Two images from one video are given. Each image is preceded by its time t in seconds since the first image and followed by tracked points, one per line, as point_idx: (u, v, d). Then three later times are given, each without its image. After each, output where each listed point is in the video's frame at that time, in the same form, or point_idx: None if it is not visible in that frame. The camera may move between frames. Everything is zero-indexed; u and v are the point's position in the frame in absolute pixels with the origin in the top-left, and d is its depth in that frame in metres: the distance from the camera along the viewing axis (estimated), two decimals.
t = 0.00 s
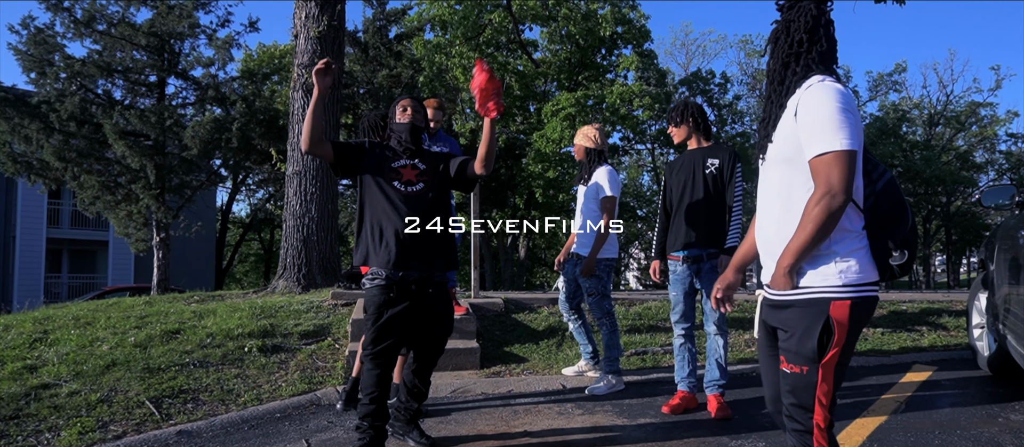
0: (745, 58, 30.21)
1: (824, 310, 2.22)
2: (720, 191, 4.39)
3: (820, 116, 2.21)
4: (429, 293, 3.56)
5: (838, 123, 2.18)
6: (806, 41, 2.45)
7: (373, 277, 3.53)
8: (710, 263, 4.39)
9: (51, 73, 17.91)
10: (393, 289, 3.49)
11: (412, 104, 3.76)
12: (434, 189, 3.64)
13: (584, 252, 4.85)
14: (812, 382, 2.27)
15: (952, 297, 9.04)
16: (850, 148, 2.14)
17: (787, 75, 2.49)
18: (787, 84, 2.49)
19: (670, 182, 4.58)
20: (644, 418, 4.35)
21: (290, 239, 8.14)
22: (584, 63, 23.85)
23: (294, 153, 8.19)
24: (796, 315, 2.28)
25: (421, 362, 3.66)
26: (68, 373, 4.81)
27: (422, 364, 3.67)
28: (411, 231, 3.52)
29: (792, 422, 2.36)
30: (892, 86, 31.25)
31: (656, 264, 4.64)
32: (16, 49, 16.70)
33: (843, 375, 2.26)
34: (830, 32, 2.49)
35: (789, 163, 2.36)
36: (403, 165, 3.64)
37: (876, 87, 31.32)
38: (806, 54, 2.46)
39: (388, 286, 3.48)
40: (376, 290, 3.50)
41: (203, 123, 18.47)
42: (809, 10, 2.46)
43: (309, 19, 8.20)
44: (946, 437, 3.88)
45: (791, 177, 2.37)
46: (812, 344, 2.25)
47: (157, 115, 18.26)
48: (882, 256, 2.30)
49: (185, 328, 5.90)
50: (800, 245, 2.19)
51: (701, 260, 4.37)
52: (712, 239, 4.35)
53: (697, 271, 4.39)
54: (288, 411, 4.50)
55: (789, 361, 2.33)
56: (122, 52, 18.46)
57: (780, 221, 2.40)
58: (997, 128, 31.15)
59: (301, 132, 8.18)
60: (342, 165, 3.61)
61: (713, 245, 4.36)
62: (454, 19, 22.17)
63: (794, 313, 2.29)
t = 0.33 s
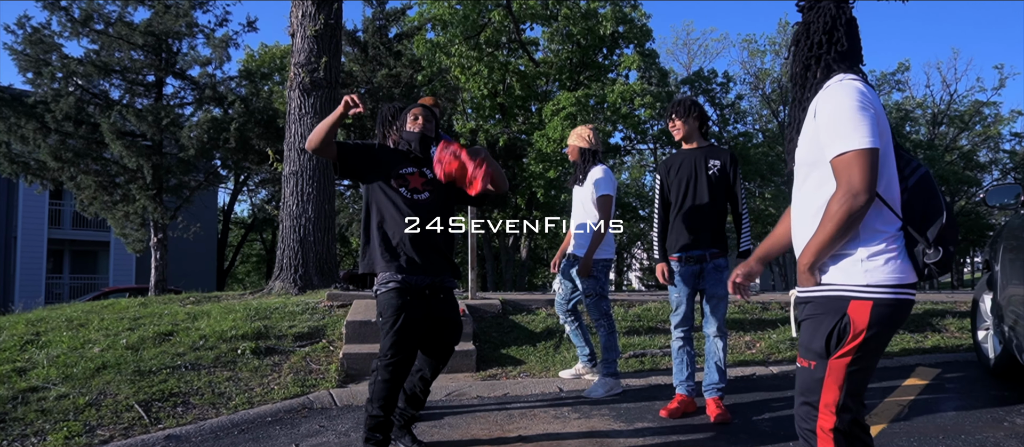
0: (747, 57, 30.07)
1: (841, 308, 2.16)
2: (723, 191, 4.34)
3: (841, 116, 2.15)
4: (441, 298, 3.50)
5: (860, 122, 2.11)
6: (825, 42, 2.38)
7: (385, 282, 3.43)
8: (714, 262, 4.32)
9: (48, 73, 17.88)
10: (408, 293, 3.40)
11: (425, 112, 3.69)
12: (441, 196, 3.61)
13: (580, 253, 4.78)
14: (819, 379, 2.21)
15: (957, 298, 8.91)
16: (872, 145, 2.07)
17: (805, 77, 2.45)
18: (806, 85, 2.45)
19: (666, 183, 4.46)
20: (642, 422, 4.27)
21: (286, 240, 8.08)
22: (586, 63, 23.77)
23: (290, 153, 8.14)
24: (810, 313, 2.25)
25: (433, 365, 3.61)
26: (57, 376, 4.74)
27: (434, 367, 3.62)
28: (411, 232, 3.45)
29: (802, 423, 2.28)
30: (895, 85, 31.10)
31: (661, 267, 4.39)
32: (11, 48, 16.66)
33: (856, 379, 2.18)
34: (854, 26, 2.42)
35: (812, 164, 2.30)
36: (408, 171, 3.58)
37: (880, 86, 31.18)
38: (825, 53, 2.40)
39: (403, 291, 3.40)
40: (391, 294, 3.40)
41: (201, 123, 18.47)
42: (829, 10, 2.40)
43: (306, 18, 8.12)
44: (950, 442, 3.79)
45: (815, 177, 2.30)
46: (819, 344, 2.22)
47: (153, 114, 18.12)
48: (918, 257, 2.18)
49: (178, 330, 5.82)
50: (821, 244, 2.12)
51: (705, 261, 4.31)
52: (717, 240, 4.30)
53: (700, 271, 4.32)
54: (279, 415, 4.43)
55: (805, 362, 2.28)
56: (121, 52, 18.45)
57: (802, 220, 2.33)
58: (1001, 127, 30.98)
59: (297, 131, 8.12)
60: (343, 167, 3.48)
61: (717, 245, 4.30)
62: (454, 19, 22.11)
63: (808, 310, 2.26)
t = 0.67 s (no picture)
0: (751, 57, 29.95)
1: (868, 304, 2.08)
2: (728, 191, 4.29)
3: (863, 103, 2.08)
4: (441, 299, 3.42)
5: (883, 109, 2.04)
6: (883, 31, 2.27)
7: (387, 283, 3.35)
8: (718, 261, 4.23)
9: (48, 72, 17.88)
10: (410, 295, 3.32)
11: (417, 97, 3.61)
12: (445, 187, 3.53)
13: (579, 251, 4.72)
14: (858, 384, 2.10)
15: (963, 299, 8.81)
16: (895, 134, 1.99)
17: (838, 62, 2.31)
18: (839, 71, 2.31)
19: (669, 181, 4.38)
20: (643, 424, 4.21)
21: (285, 240, 8.01)
22: (588, 62, 23.70)
23: (289, 152, 8.08)
24: (836, 311, 2.16)
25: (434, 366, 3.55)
26: (51, 377, 4.68)
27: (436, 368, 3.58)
28: (412, 232, 3.38)
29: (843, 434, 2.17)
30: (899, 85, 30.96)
31: (665, 267, 4.31)
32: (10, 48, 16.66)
33: (896, 379, 2.09)
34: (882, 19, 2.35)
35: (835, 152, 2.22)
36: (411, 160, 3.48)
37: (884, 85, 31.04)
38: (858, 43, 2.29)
39: (405, 293, 3.31)
40: (393, 297, 3.32)
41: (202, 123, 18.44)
42: None
43: (305, 16, 8.07)
44: (958, 446, 3.73)
45: (836, 167, 2.23)
46: (850, 345, 2.11)
47: (154, 113, 18.14)
48: (940, 252, 2.13)
49: (175, 331, 5.77)
50: (840, 237, 2.06)
51: (710, 260, 4.22)
52: (722, 240, 4.21)
53: (704, 270, 4.24)
54: (274, 416, 4.38)
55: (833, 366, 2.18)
56: (121, 52, 18.45)
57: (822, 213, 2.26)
58: (1006, 127, 30.82)
59: (296, 131, 8.07)
60: (350, 157, 3.42)
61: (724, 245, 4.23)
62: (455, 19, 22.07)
63: (833, 310, 2.17)
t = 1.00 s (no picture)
0: (754, 57, 29.87)
1: (925, 326, 1.80)
2: (727, 195, 4.18)
3: (937, 92, 1.77)
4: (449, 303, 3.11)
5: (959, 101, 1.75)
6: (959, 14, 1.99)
7: (377, 288, 3.18)
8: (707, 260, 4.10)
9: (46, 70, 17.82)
10: (399, 301, 3.11)
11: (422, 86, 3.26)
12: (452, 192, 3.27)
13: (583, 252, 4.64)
14: (923, 416, 1.81)
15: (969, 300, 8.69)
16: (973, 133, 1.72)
17: (906, 33, 1.96)
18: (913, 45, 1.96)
19: (667, 181, 4.30)
20: (644, 429, 4.12)
21: (284, 239, 7.93)
22: (591, 61, 23.57)
23: (288, 150, 8.00)
24: (889, 331, 1.84)
25: (445, 388, 3.21)
26: (43, 378, 4.60)
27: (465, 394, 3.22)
28: (412, 232, 3.12)
29: None
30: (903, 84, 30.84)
31: (661, 262, 4.22)
32: (8, 45, 16.62)
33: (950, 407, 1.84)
34: None
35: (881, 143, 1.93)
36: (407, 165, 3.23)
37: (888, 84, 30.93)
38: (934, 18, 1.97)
39: (394, 299, 3.11)
40: (382, 302, 3.13)
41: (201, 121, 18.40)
42: None
43: (304, 13, 7.98)
44: None
45: (886, 160, 1.93)
46: (918, 367, 1.80)
47: (153, 112, 18.18)
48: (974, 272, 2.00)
49: (170, 331, 5.69)
50: (894, 248, 1.79)
51: (699, 259, 4.11)
52: (714, 240, 4.11)
53: (694, 271, 4.13)
54: (269, 420, 4.29)
55: (876, 390, 1.88)
56: (120, 50, 18.42)
57: (866, 213, 1.98)
58: (1011, 127, 30.67)
59: (295, 129, 7.98)
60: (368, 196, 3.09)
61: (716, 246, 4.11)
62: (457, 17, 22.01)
63: (883, 330, 1.85)
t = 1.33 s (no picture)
0: (757, 55, 29.73)
1: (1009, 357, 1.49)
2: (724, 195, 4.05)
3: None
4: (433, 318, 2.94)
5: None
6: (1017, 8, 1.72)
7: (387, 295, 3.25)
8: (701, 264, 3.97)
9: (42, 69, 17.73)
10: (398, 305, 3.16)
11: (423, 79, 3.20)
12: (449, 200, 3.07)
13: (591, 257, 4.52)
14: None
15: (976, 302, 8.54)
16: None
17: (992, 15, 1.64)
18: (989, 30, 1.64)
19: (665, 185, 4.26)
20: (651, 439, 4.00)
21: (282, 241, 7.81)
22: (593, 60, 23.41)
23: (287, 151, 7.89)
24: (966, 360, 1.52)
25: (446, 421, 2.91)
26: (34, 386, 4.49)
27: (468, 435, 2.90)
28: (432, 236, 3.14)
29: None
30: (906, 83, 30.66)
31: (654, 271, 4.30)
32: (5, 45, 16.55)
33: None
34: None
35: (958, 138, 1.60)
36: (410, 173, 3.19)
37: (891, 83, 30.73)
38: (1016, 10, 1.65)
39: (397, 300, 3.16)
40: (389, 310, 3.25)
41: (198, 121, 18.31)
42: None
43: (303, 12, 7.87)
44: None
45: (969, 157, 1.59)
46: (1003, 407, 1.49)
47: (149, 112, 18.08)
48: None
49: (165, 336, 5.57)
50: (991, 264, 1.46)
51: (695, 263, 3.98)
52: (711, 242, 3.98)
53: (690, 274, 4.00)
54: (264, 429, 4.18)
55: (935, 431, 1.58)
56: (118, 49, 18.35)
57: (932, 217, 1.62)
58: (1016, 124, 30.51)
59: (293, 129, 7.87)
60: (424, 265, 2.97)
61: (712, 249, 3.98)
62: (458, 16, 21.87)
63: (958, 359, 1.53)
